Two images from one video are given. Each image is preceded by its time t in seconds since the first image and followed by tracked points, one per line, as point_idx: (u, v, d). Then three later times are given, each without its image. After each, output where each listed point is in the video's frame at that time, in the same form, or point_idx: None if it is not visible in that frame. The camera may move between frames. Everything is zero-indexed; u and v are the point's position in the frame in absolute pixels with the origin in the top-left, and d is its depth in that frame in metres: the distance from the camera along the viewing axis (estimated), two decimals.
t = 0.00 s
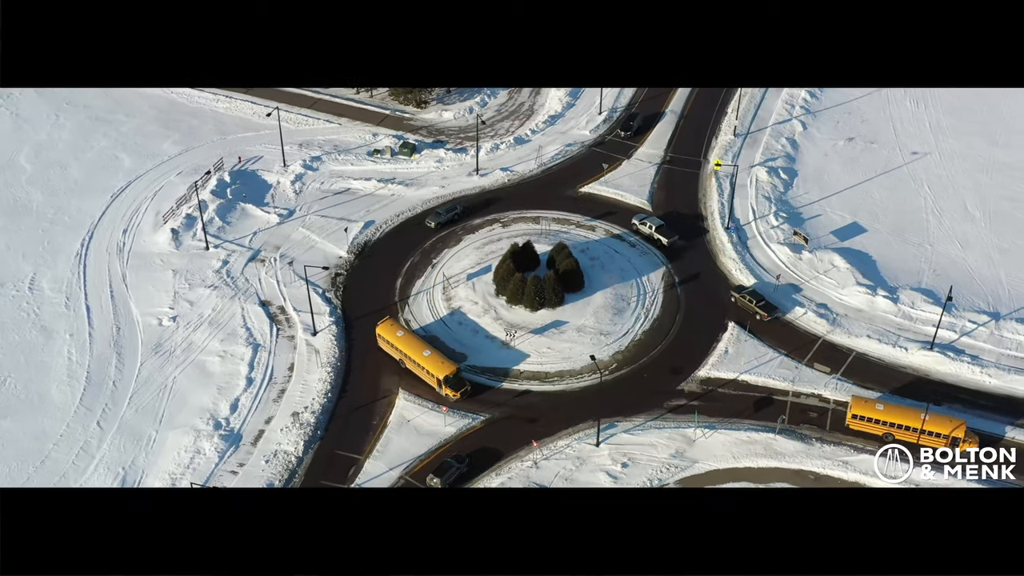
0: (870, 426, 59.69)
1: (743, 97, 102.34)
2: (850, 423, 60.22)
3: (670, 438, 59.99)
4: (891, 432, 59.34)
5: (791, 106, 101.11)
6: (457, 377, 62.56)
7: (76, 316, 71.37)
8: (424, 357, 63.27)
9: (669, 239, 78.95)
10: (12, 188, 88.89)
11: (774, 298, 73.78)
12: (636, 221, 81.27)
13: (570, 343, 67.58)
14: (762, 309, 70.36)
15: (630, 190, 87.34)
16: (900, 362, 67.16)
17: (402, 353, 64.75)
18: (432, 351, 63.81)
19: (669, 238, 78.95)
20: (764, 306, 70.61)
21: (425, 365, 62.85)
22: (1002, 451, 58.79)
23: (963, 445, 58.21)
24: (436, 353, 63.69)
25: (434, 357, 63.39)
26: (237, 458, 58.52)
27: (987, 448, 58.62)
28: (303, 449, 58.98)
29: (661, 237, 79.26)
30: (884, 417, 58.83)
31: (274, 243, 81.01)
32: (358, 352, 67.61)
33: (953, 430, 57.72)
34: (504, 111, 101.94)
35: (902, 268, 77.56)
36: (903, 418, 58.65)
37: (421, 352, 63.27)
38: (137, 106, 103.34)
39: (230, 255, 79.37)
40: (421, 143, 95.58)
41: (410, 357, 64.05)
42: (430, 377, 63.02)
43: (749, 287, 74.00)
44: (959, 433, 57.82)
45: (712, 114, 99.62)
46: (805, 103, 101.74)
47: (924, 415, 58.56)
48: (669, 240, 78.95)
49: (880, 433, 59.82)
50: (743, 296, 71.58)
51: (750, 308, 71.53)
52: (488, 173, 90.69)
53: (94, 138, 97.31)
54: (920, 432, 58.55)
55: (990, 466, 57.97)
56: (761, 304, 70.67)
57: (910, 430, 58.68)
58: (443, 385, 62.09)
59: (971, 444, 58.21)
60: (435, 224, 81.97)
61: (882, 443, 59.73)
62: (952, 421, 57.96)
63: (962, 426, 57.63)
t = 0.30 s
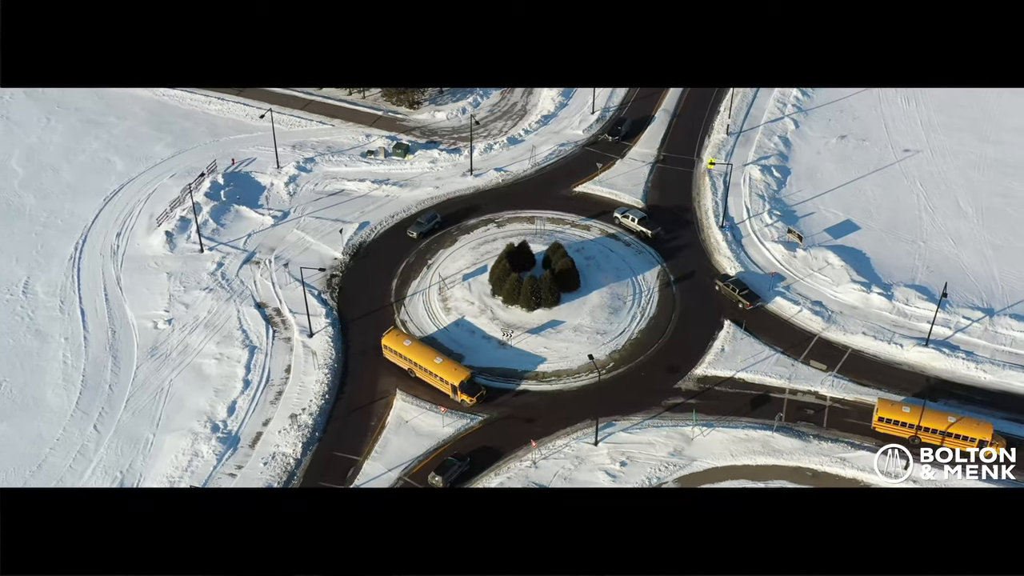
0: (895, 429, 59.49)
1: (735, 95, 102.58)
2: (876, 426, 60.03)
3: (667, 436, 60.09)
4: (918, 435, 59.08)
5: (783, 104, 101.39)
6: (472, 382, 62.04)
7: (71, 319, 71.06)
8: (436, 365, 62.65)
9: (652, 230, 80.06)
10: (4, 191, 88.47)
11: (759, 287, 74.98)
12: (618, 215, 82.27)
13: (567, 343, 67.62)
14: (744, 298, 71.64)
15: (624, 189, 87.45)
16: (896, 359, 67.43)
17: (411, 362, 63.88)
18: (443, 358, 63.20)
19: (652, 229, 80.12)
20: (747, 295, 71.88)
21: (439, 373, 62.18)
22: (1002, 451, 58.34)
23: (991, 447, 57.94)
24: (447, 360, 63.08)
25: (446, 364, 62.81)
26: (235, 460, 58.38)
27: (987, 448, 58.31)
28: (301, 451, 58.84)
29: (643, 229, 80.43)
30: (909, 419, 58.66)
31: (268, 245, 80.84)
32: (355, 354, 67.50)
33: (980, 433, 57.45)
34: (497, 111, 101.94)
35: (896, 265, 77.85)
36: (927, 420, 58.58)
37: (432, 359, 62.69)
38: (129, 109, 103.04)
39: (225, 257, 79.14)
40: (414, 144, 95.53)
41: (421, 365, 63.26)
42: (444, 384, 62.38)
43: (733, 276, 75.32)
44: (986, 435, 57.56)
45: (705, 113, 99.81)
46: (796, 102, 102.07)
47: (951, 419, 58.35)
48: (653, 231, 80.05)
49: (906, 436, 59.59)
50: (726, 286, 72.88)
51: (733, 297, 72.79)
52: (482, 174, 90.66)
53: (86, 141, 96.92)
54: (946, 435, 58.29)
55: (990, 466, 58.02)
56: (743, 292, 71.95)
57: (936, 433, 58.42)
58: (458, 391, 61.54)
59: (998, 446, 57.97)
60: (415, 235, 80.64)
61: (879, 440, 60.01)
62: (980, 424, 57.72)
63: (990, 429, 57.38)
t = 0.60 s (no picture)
0: (921, 432, 59.23)
1: (727, 94, 102.84)
2: (902, 429, 59.76)
3: (665, 434, 60.22)
4: (944, 438, 58.76)
5: (774, 102, 101.72)
6: (488, 386, 61.73)
7: (65, 323, 70.76)
8: (450, 371, 61.98)
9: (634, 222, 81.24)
10: None
11: (743, 275, 76.28)
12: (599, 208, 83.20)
13: (563, 342, 67.69)
14: (727, 286, 72.86)
15: (618, 188, 87.60)
16: (890, 355, 67.73)
17: (422, 369, 62.99)
18: (455, 363, 62.60)
19: (634, 221, 81.30)
20: (729, 283, 73.09)
21: (454, 379, 61.58)
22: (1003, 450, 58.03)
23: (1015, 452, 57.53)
24: (460, 365, 62.53)
25: (459, 369, 62.24)
26: (232, 463, 58.23)
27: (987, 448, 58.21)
28: (299, 453, 58.74)
29: (626, 221, 81.47)
30: (935, 422, 58.35)
31: (262, 246, 80.66)
32: (351, 355, 67.46)
33: (1008, 436, 57.14)
34: (489, 111, 101.95)
35: (889, 262, 78.20)
36: (957, 424, 58.06)
37: (446, 366, 62.00)
38: (120, 111, 102.62)
39: (219, 259, 78.94)
40: (407, 144, 95.46)
41: (434, 372, 62.51)
42: (459, 390, 61.89)
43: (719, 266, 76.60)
44: (1014, 439, 57.20)
45: (697, 112, 100.07)
46: (788, 100, 102.44)
47: (978, 421, 58.05)
48: (634, 223, 81.30)
49: (933, 438, 59.29)
50: (709, 274, 74.14)
51: (716, 285, 74.08)
52: (475, 174, 90.65)
53: (77, 144, 96.52)
54: (974, 439, 57.89)
55: (990, 466, 58.06)
56: (726, 281, 73.13)
57: (964, 436, 58.03)
58: (475, 396, 61.15)
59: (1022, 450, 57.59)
60: (398, 247, 79.00)
61: (874, 437, 60.32)
62: (1007, 427, 57.41)
63: (1017, 432, 57.10)
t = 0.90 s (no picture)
0: (950, 434, 58.70)
1: (720, 92, 103.07)
2: (930, 431, 59.19)
3: (663, 432, 60.33)
4: (972, 441, 58.26)
5: (767, 101, 102.04)
6: (504, 388, 61.37)
7: (60, 326, 70.46)
8: (465, 376, 61.46)
9: (615, 215, 82.01)
10: None
11: (728, 263, 77.65)
12: (580, 204, 83.79)
13: (560, 341, 67.75)
14: (711, 275, 74.21)
15: (612, 188, 87.68)
16: (886, 352, 67.99)
17: (436, 376, 62.39)
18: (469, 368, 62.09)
19: (616, 214, 82.04)
20: (713, 273, 74.39)
21: (470, 383, 61.07)
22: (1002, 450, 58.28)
23: None
24: (474, 369, 62.05)
25: (474, 373, 61.77)
26: (231, 465, 58.09)
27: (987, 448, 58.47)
28: (298, 454, 58.64)
29: (609, 215, 82.22)
30: (965, 424, 57.85)
31: (257, 248, 80.48)
32: (348, 356, 67.37)
33: None
34: (482, 111, 101.92)
35: (884, 259, 78.48)
36: (985, 427, 57.70)
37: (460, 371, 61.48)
38: (112, 113, 102.25)
39: (214, 261, 78.73)
40: (401, 144, 95.40)
41: (449, 378, 61.96)
42: (475, 394, 61.47)
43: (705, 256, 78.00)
44: None
45: (690, 110, 100.30)
46: (780, 98, 102.75)
47: (1009, 424, 57.58)
48: (615, 216, 82.04)
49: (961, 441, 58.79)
50: (693, 263, 75.51)
51: (700, 274, 75.46)
52: (470, 174, 90.62)
53: (70, 146, 96.09)
54: (1004, 441, 57.46)
55: (990, 466, 58.07)
56: (710, 270, 74.46)
57: (994, 438, 57.57)
58: (493, 400, 60.84)
59: None
60: (384, 258, 77.43)
61: (871, 433, 60.56)
62: None
63: None
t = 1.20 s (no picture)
0: (978, 436, 58.87)
1: (712, 91, 103.33)
2: (959, 434, 59.40)
3: (661, 430, 60.47)
4: (1001, 443, 58.43)
5: (760, 99, 102.35)
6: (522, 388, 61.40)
7: (56, 329, 70.22)
8: (481, 379, 61.23)
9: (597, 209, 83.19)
10: None
11: (712, 252, 78.95)
12: (561, 200, 84.78)
13: (557, 340, 67.81)
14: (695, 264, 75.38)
15: (607, 186, 87.79)
16: (882, 348, 68.27)
17: (451, 381, 61.95)
18: (485, 371, 61.84)
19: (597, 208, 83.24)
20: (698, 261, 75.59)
21: (487, 386, 60.86)
22: (1002, 450, 58.73)
23: None
24: (490, 371, 61.87)
25: (490, 375, 61.59)
26: (229, 466, 57.98)
27: (987, 448, 58.90)
28: (296, 455, 58.57)
29: (591, 210, 83.37)
30: (994, 428, 57.94)
31: (253, 249, 80.36)
32: (345, 357, 67.33)
33: None
34: (476, 111, 101.90)
35: (878, 256, 78.76)
36: (1014, 429, 57.65)
37: (476, 374, 61.27)
38: (105, 115, 101.94)
39: (209, 262, 78.57)
40: (395, 145, 95.34)
41: (465, 383, 61.58)
42: (493, 396, 61.35)
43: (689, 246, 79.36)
44: None
45: (683, 109, 100.53)
46: (773, 96, 103.08)
47: None
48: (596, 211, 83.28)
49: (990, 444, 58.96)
50: (677, 253, 76.75)
51: (685, 262, 76.66)
52: (464, 173, 90.61)
53: (63, 148, 95.76)
54: None
55: (990, 466, 58.12)
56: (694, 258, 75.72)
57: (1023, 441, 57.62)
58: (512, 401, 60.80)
59: None
60: (371, 271, 75.97)
61: (868, 429, 60.78)
62: None
63: None
